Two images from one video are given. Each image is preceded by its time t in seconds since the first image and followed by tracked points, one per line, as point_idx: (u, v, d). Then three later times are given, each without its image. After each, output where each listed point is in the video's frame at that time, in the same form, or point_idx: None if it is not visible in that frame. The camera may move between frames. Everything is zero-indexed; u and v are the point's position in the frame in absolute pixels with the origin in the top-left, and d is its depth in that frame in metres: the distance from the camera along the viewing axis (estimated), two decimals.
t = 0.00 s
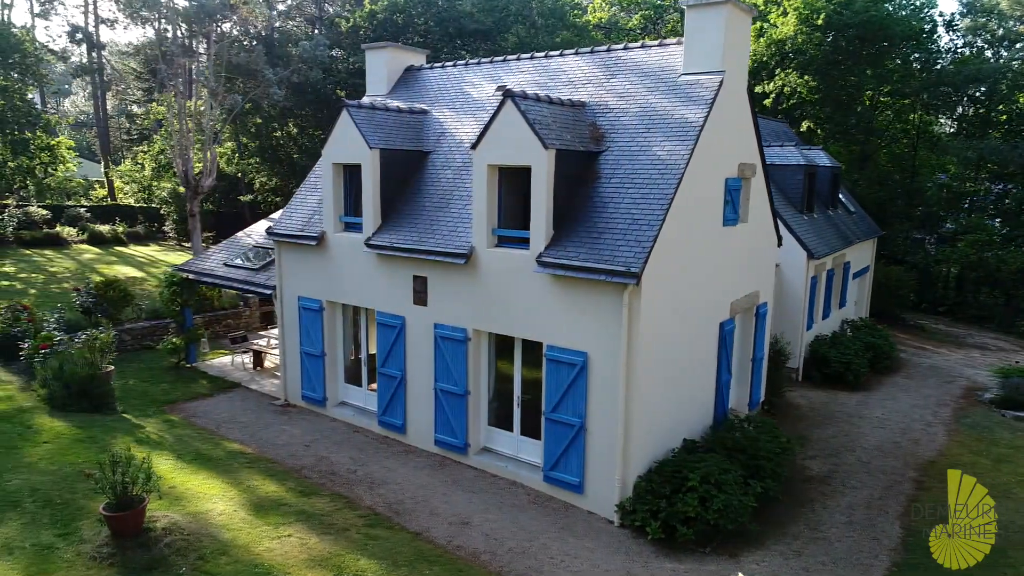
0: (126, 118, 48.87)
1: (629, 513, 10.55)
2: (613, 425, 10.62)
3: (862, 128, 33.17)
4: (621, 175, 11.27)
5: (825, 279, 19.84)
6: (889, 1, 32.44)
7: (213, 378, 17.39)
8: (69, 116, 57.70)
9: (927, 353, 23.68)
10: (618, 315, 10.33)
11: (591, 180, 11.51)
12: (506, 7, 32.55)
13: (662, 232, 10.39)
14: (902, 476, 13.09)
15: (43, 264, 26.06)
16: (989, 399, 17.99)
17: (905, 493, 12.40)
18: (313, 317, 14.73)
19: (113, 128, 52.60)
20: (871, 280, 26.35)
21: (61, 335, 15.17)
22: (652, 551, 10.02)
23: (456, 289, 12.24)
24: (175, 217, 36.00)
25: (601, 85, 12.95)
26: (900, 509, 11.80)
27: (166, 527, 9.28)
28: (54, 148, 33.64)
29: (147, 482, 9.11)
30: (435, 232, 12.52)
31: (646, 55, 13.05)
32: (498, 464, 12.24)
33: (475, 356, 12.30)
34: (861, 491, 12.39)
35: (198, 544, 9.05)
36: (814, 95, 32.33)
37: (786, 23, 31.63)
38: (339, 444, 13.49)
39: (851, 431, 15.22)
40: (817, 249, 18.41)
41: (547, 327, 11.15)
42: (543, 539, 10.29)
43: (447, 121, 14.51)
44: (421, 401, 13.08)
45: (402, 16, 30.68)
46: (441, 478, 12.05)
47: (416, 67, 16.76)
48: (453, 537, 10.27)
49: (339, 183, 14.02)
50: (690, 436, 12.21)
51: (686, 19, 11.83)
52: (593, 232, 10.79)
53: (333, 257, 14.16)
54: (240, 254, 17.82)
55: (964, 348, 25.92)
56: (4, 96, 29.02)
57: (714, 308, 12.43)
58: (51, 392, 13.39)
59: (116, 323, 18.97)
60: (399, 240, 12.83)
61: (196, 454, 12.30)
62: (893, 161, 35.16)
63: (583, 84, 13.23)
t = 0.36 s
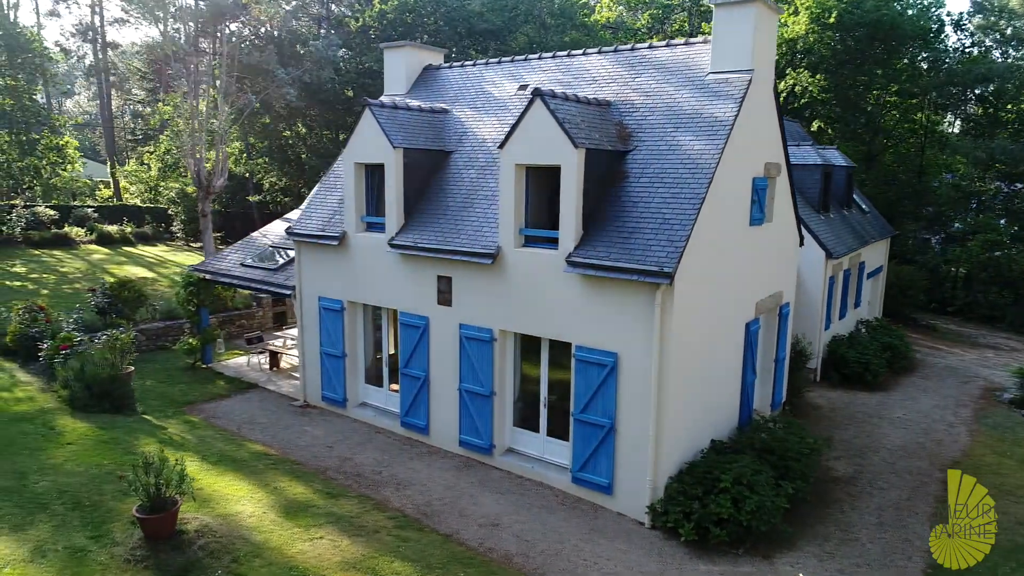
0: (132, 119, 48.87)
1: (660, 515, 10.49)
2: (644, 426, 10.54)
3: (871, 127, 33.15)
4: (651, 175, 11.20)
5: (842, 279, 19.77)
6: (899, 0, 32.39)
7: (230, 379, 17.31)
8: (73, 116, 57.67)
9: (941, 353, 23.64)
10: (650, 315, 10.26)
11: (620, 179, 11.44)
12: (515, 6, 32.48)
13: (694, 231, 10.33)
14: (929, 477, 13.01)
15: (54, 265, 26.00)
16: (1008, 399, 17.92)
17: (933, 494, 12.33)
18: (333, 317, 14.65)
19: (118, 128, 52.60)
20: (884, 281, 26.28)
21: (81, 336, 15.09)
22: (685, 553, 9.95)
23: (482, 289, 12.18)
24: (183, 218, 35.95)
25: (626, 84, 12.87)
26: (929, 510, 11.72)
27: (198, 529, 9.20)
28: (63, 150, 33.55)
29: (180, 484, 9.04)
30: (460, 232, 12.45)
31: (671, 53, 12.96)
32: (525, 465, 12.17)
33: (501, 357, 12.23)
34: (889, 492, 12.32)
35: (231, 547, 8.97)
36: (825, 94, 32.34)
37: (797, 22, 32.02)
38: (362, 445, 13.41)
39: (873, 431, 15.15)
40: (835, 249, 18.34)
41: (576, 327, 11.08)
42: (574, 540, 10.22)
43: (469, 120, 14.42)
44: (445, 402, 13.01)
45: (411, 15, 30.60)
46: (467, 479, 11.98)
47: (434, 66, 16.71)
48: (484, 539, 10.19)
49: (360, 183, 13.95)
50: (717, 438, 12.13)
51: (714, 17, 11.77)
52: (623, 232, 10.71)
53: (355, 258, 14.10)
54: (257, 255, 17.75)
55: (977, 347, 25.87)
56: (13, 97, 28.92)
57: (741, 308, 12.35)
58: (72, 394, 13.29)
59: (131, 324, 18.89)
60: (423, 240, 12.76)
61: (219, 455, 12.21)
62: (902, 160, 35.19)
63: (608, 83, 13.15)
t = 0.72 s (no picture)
0: (132, 118, 48.61)
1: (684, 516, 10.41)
2: (668, 427, 10.46)
3: (876, 128, 33.18)
4: (674, 175, 11.12)
5: (853, 279, 19.73)
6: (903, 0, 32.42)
7: (239, 380, 17.17)
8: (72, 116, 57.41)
9: (949, 353, 23.63)
10: (675, 316, 10.18)
11: (641, 179, 11.36)
12: (520, 6, 32.44)
13: (719, 230, 10.26)
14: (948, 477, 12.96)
15: (57, 265, 25.82)
16: (1020, 399, 17.89)
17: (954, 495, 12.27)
18: (347, 318, 14.54)
19: (118, 129, 52.36)
20: (891, 281, 26.27)
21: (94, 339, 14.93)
22: (711, 555, 9.86)
23: (501, 290, 12.08)
24: (186, 218, 35.77)
25: (645, 83, 12.79)
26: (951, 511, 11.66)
27: (221, 533, 9.06)
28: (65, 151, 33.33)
29: (204, 488, 8.92)
30: (479, 232, 12.35)
31: (690, 52, 12.88)
32: (544, 466, 12.07)
33: (520, 358, 12.13)
34: (910, 493, 12.25)
35: (255, 551, 8.85)
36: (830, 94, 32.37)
37: (804, 21, 32.10)
38: (378, 446, 13.28)
39: (889, 431, 15.11)
40: (847, 249, 18.31)
41: (599, 328, 10.99)
42: (599, 542, 10.13)
43: (484, 119, 14.33)
44: (462, 403, 12.90)
45: (416, 15, 30.52)
46: (487, 481, 11.88)
47: (447, 65, 16.62)
48: (507, 541, 10.08)
49: (375, 182, 13.84)
50: (737, 439, 12.05)
51: (736, 16, 11.71)
52: (647, 232, 10.63)
53: (370, 258, 13.99)
54: (267, 255, 17.61)
55: (983, 347, 25.88)
56: (15, 96, 28.71)
57: (762, 309, 12.28)
58: (84, 395, 13.15)
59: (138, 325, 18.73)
60: (441, 240, 12.66)
61: (236, 457, 12.08)
62: (904, 160, 35.32)
63: (625, 83, 13.07)
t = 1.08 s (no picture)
0: (126, 118, 48.13)
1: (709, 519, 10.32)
2: (692, 429, 10.35)
3: (875, 128, 33.31)
4: (695, 174, 11.00)
5: (861, 279, 19.68)
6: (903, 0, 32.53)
7: (246, 382, 16.92)
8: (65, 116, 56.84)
9: (953, 353, 23.67)
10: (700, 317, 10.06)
11: (662, 178, 11.23)
12: (521, 5, 32.32)
13: (744, 231, 10.14)
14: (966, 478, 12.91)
15: (55, 266, 25.48)
16: None
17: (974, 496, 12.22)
18: (359, 319, 14.35)
19: (112, 128, 51.88)
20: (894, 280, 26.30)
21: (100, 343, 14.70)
22: (738, 560, 9.74)
23: (519, 291, 11.93)
24: (183, 218, 35.43)
25: (662, 82, 12.67)
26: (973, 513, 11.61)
27: (242, 540, 8.87)
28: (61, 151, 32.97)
29: (226, 494, 8.72)
30: (496, 232, 12.20)
31: (708, 51, 12.77)
32: (563, 469, 11.93)
33: (538, 360, 11.99)
34: (930, 494, 12.19)
35: (279, 559, 8.66)
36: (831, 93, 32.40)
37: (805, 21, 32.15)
38: (392, 449, 13.10)
39: (903, 431, 15.05)
40: (857, 249, 18.26)
41: (621, 329, 10.86)
42: (624, 547, 9.99)
43: (497, 119, 14.16)
44: (479, 405, 12.75)
45: (417, 13, 30.34)
46: (506, 485, 11.73)
47: (457, 63, 16.44)
48: (532, 546, 9.93)
49: (388, 182, 13.66)
50: (757, 441, 11.94)
51: (756, 14, 11.61)
52: (670, 232, 10.50)
53: (382, 259, 13.81)
54: (274, 255, 17.38)
55: (986, 347, 25.95)
56: (11, 94, 28.33)
57: (781, 310, 12.17)
58: (92, 399, 12.89)
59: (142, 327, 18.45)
60: (457, 240, 12.49)
61: (250, 462, 11.86)
62: (903, 160, 35.45)
63: (642, 82, 12.95)
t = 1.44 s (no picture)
0: (120, 117, 47.58)
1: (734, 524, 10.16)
2: (718, 434, 10.17)
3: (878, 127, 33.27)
4: (718, 173, 10.81)
5: (871, 279, 19.56)
6: None
7: (252, 386, 16.63)
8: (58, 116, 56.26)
9: (960, 353, 23.61)
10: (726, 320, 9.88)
11: (684, 178, 11.04)
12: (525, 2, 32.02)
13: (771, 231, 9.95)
14: (986, 480, 12.79)
15: (52, 267, 25.09)
16: None
17: (997, 499, 12.09)
18: (370, 322, 14.11)
19: (107, 128, 51.36)
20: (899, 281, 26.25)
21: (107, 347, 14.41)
22: (767, 566, 9.56)
23: (538, 292, 11.73)
24: (181, 218, 35.04)
25: (681, 80, 12.49)
26: (997, 516, 11.48)
27: (263, 550, 8.62)
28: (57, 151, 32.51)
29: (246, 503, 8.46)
30: (513, 232, 11.99)
31: (727, 49, 12.60)
32: (583, 474, 11.73)
33: (557, 363, 11.79)
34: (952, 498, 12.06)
35: (301, 570, 8.41)
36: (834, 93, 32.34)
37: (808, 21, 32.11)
38: (406, 454, 12.86)
39: (920, 433, 14.92)
40: (868, 249, 18.15)
41: (644, 332, 10.68)
42: (650, 554, 9.80)
43: (511, 117, 13.96)
44: (495, 409, 12.54)
45: (419, 11, 30.08)
46: (525, 490, 11.51)
47: (467, 61, 16.22)
48: (556, 554, 9.72)
49: (401, 181, 13.43)
50: (779, 443, 11.76)
51: (778, 12, 11.43)
52: (694, 233, 10.32)
53: (395, 260, 13.57)
54: (281, 256, 17.10)
55: (991, 347, 25.91)
56: (7, 93, 27.91)
57: (803, 311, 11.99)
58: (99, 404, 12.59)
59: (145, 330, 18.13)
60: (473, 241, 12.28)
61: (263, 468, 11.60)
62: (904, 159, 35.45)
63: (659, 80, 12.76)
